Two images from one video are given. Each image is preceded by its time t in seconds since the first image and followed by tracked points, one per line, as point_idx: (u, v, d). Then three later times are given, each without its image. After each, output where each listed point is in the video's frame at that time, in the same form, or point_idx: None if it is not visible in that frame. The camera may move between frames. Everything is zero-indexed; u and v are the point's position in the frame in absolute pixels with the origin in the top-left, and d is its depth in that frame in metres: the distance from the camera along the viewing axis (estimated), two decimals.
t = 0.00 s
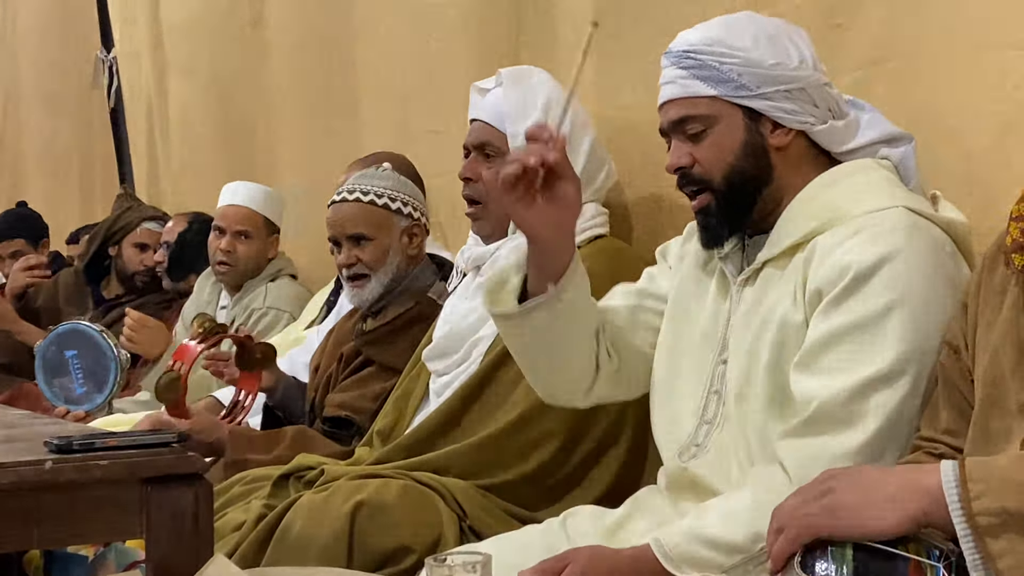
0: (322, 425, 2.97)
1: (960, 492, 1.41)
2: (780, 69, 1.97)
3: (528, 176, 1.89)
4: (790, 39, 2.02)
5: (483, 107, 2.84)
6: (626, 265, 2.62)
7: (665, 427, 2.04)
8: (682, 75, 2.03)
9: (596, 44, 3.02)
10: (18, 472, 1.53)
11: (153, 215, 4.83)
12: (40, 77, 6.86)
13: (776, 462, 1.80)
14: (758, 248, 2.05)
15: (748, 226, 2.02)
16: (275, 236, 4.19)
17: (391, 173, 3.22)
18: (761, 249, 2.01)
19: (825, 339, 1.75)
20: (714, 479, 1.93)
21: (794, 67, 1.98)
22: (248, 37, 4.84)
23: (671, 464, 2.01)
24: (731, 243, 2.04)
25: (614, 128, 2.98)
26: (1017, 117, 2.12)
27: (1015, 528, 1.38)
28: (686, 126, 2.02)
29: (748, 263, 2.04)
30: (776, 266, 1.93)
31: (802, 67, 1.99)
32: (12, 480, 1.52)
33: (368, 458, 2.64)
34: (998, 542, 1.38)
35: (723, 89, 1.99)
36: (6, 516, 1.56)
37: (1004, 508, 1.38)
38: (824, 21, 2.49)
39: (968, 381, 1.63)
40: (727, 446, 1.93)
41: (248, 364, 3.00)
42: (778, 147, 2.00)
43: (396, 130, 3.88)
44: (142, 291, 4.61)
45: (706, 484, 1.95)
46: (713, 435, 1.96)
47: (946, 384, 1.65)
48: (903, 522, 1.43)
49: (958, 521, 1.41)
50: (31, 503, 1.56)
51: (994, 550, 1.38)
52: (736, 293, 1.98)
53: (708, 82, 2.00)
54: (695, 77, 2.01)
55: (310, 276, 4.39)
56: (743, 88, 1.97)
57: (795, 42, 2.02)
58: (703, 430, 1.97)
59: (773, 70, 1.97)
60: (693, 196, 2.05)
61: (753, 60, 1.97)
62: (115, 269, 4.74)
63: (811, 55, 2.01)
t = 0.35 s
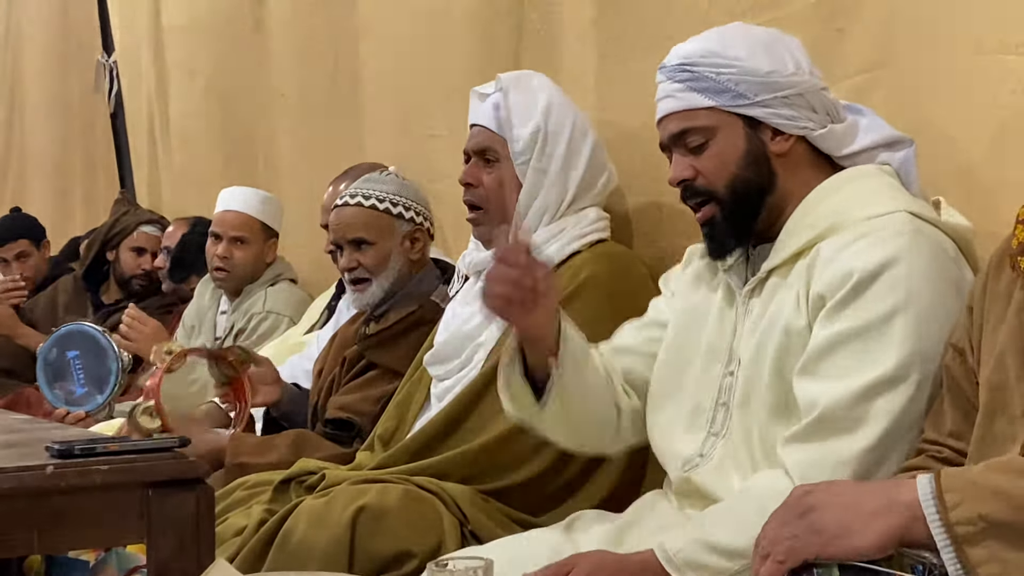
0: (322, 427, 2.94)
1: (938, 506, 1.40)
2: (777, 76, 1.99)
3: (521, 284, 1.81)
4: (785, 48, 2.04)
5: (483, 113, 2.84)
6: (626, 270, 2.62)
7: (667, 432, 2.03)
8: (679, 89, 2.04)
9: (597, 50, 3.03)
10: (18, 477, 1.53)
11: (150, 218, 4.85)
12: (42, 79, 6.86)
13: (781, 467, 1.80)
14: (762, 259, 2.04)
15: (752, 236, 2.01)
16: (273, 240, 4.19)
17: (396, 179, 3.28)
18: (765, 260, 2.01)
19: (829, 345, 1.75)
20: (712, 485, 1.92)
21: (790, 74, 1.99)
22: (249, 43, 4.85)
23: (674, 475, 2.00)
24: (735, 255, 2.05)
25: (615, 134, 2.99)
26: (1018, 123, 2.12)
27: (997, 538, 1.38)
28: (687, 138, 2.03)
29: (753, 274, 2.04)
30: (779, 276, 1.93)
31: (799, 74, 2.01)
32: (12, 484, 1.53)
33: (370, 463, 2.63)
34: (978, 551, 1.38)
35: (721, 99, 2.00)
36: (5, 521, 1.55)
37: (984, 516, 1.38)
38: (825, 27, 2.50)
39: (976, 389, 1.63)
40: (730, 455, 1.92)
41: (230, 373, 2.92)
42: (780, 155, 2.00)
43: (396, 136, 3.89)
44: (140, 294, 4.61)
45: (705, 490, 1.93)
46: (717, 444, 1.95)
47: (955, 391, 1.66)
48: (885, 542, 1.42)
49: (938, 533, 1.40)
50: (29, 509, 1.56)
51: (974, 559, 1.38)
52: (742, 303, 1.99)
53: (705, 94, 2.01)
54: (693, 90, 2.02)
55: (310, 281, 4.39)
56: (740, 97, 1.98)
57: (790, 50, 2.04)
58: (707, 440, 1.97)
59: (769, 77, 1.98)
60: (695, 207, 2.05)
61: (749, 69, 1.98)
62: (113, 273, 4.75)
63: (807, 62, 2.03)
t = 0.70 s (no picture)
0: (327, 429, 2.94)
1: (997, 475, 1.38)
2: (790, 76, 1.98)
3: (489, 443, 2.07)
4: (800, 50, 2.03)
5: (490, 114, 2.84)
6: (631, 273, 2.60)
7: (671, 437, 2.03)
8: (691, 80, 2.04)
9: (601, 53, 3.03)
10: (25, 478, 1.54)
11: (145, 217, 4.81)
12: (47, 82, 6.87)
13: (782, 471, 1.79)
14: (761, 264, 2.06)
15: (751, 234, 2.02)
16: (278, 241, 4.19)
17: (404, 179, 3.26)
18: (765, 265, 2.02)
19: (829, 349, 1.74)
20: (713, 490, 1.90)
21: (803, 77, 1.98)
22: (254, 47, 4.86)
23: (673, 480, 1.99)
24: (733, 260, 2.07)
25: (618, 136, 2.98)
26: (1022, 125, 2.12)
27: None
28: (693, 131, 2.03)
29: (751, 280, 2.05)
30: (779, 281, 1.93)
31: (812, 76, 1.99)
32: (20, 487, 1.54)
33: (376, 464, 2.63)
34: None
35: (732, 94, 1.99)
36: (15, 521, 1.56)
37: None
38: (829, 28, 2.49)
39: (973, 382, 1.62)
40: (727, 467, 1.90)
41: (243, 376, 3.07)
42: (785, 155, 2.00)
43: (401, 138, 3.89)
44: (138, 295, 4.59)
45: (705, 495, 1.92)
46: (715, 450, 1.94)
47: (952, 383, 1.64)
48: (941, 501, 1.39)
49: (992, 505, 1.38)
50: (41, 511, 1.57)
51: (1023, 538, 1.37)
52: (742, 309, 1.98)
53: (716, 87, 2.00)
54: (704, 82, 2.02)
55: (316, 284, 4.39)
56: (751, 95, 1.98)
57: (804, 53, 2.03)
58: (705, 445, 1.96)
59: (781, 77, 1.98)
60: (696, 200, 2.06)
61: (762, 67, 1.98)
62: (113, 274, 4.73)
63: (822, 66, 2.02)
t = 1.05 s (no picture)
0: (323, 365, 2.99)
1: (993, 496, 1.39)
2: (818, 66, 2.00)
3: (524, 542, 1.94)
4: (832, 44, 2.05)
5: (494, 115, 2.84)
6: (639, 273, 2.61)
7: (677, 430, 2.04)
8: (720, 56, 2.04)
9: (610, 51, 3.03)
10: (34, 478, 1.67)
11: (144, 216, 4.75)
12: (58, 80, 6.89)
13: (790, 465, 1.80)
14: (769, 259, 2.06)
15: (755, 215, 2.02)
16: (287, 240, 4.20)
17: (435, 168, 3.18)
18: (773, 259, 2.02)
19: (837, 342, 1.75)
20: (722, 483, 1.90)
21: (831, 70, 2.00)
22: (263, 48, 4.87)
23: (682, 472, 1.98)
24: (742, 256, 2.07)
25: (626, 135, 2.99)
26: None
27: None
28: (713, 105, 2.05)
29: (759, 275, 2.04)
30: (788, 275, 1.94)
31: (840, 71, 2.01)
32: (27, 487, 1.66)
33: (383, 464, 2.63)
34: None
35: (758, 74, 2.01)
36: (25, 520, 1.69)
37: None
38: (838, 26, 2.49)
39: (982, 379, 1.61)
40: (737, 455, 1.91)
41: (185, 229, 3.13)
42: (801, 144, 2.01)
43: (409, 139, 3.90)
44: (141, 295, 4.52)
45: (712, 488, 1.91)
46: (724, 445, 1.93)
47: (958, 380, 1.63)
48: (940, 519, 1.39)
49: (989, 520, 1.38)
50: (56, 510, 1.70)
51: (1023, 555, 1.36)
52: (750, 304, 1.98)
53: (743, 66, 2.02)
54: (733, 59, 2.02)
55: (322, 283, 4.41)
56: (776, 77, 2.00)
57: (835, 47, 2.04)
58: (714, 439, 1.96)
59: (810, 66, 1.99)
60: (706, 174, 2.08)
61: (792, 52, 1.99)
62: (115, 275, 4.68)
63: (850, 63, 2.03)
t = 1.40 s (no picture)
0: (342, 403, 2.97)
1: (1007, 492, 1.39)
2: (869, 63, 2.01)
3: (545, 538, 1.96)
4: (884, 44, 2.06)
5: (507, 114, 2.84)
6: (652, 273, 2.61)
7: (695, 424, 2.03)
8: (774, 36, 2.04)
9: (626, 49, 3.03)
10: (49, 475, 1.66)
11: (148, 214, 4.74)
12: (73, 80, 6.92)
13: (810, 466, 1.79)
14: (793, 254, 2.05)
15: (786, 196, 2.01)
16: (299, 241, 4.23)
17: (415, 171, 3.11)
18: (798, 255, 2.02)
19: (864, 343, 1.75)
20: (739, 480, 1.90)
21: (880, 70, 2.02)
22: (277, 48, 4.89)
23: (700, 467, 1.98)
24: (765, 249, 2.07)
25: (641, 132, 2.99)
26: None
27: None
28: (759, 84, 2.04)
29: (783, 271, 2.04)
30: (814, 272, 1.93)
31: (890, 73, 2.03)
32: (43, 484, 1.65)
33: (396, 461, 2.63)
34: None
35: (810, 61, 2.00)
36: (41, 517, 1.67)
37: None
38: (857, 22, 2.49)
39: (998, 381, 1.62)
40: (756, 453, 1.90)
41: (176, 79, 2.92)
42: (842, 138, 2.02)
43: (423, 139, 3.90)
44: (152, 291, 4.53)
45: (729, 484, 1.92)
46: (743, 440, 1.93)
47: (976, 382, 1.64)
48: (952, 518, 1.39)
49: (1002, 514, 1.38)
50: (67, 507, 1.68)
51: None
52: (773, 299, 1.98)
53: (796, 50, 2.01)
54: (787, 41, 2.02)
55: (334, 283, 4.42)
56: (827, 67, 2.00)
57: (886, 46, 2.06)
58: (733, 434, 1.96)
59: (861, 60, 2.01)
60: (739, 154, 2.07)
61: (847, 46, 2.00)
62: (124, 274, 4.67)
63: (898, 64, 2.05)
